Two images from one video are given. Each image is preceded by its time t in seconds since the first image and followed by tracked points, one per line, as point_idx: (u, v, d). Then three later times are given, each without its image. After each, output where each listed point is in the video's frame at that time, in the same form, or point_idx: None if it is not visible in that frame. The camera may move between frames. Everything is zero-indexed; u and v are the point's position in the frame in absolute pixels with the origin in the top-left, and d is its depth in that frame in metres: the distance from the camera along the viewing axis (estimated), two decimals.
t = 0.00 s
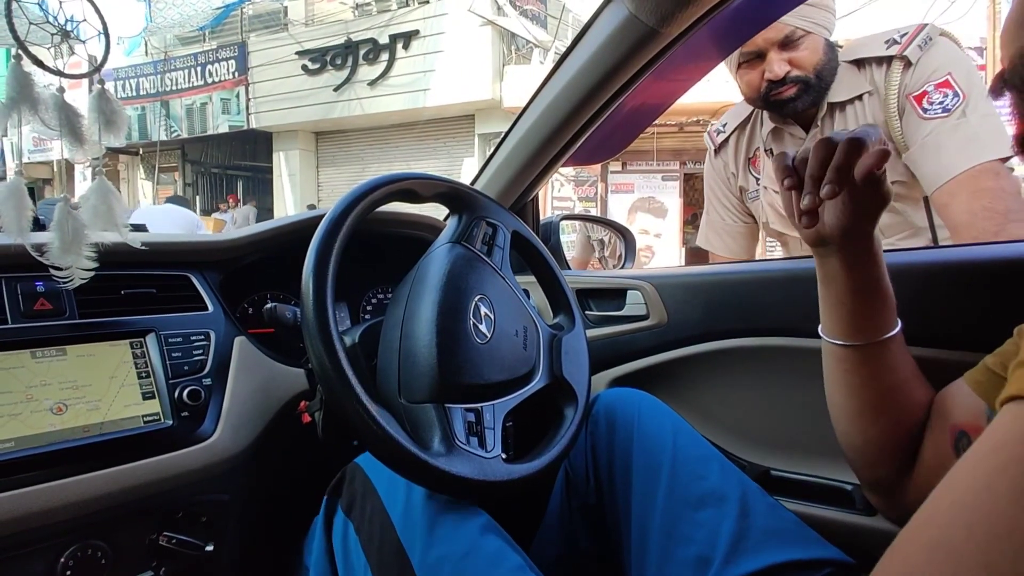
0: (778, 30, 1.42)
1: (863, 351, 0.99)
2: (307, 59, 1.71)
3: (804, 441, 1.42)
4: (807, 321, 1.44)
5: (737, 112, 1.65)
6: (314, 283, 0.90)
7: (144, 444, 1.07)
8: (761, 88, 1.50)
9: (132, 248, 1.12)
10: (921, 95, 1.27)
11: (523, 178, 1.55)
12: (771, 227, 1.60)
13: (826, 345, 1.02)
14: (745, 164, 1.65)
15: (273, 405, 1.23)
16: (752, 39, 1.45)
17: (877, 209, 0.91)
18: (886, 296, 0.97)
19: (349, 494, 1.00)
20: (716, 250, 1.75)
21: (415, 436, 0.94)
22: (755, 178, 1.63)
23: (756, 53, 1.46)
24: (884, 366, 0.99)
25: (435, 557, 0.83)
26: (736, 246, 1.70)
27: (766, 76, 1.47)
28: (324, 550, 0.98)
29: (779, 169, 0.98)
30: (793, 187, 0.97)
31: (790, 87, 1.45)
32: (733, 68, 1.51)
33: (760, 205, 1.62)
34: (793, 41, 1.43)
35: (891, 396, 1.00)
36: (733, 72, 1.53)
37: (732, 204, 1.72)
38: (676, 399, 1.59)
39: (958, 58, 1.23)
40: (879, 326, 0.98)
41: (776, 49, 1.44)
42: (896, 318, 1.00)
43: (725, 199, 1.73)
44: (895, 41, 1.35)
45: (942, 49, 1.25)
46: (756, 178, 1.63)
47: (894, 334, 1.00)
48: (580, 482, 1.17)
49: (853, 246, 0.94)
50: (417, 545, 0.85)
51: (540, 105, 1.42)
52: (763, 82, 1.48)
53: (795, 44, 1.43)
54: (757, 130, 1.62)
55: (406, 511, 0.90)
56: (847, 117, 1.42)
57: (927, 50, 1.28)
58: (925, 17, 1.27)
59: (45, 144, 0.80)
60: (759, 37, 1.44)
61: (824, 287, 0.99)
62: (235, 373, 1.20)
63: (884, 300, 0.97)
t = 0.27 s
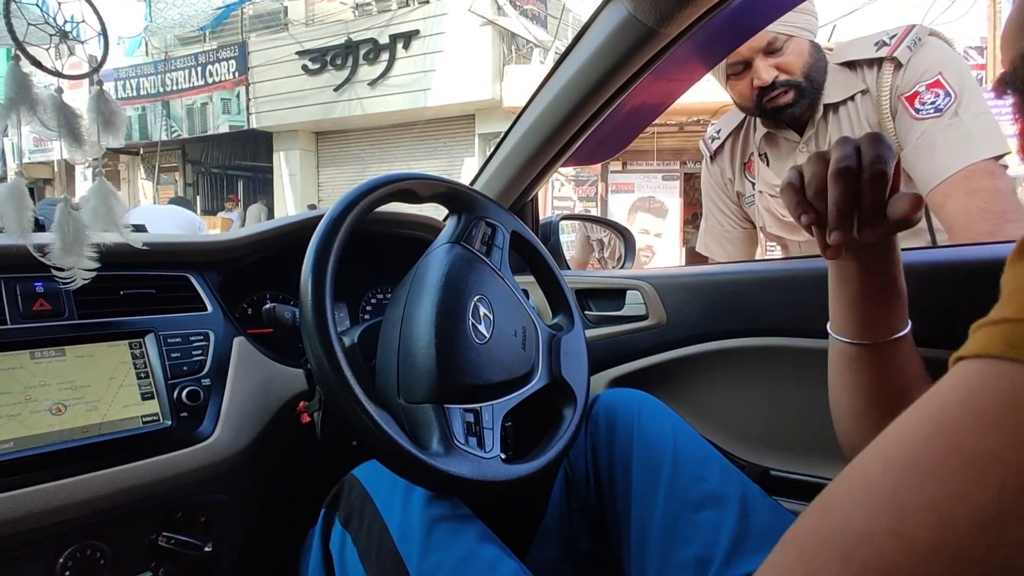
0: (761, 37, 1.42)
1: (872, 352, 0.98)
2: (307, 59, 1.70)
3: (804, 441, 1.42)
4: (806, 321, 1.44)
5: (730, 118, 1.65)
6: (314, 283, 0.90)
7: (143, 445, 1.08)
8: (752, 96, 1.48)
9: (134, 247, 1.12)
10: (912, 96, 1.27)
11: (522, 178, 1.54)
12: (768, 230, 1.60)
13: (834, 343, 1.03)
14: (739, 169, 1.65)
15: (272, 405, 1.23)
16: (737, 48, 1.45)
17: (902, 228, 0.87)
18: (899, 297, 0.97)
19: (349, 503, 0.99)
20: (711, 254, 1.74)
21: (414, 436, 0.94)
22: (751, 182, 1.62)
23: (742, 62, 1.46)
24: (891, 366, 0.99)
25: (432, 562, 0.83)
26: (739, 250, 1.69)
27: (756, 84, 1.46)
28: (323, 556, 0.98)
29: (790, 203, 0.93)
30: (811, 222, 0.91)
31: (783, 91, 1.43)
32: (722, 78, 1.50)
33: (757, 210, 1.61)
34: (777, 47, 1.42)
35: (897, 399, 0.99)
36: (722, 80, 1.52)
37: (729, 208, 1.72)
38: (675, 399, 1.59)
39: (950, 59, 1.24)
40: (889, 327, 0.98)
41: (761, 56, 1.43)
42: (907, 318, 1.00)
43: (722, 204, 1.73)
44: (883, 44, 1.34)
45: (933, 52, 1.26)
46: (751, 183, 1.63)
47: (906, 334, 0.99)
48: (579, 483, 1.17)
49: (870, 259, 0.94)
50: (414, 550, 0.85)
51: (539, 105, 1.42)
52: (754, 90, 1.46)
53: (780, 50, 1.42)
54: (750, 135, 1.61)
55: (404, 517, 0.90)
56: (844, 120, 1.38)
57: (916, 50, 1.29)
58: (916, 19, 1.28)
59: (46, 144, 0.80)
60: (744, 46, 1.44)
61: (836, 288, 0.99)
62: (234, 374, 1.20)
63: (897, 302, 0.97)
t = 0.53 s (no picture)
0: (765, 35, 1.43)
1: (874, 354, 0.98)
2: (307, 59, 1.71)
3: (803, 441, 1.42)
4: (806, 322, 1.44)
5: (733, 116, 1.67)
6: (313, 284, 0.90)
7: (142, 446, 1.08)
8: (751, 95, 1.51)
9: (131, 249, 1.13)
10: (913, 96, 1.31)
11: (522, 178, 1.54)
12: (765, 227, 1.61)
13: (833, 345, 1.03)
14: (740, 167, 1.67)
15: (272, 406, 1.23)
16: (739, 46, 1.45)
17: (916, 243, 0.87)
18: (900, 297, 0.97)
19: (355, 504, 1.00)
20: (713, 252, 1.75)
21: (413, 437, 0.94)
22: (751, 181, 1.63)
23: (742, 60, 1.47)
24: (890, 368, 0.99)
25: (436, 561, 0.83)
26: (736, 248, 1.70)
27: (755, 83, 1.48)
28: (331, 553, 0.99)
29: (799, 227, 0.93)
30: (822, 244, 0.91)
31: (782, 90, 1.46)
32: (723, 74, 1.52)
33: (757, 208, 1.62)
34: (778, 45, 1.44)
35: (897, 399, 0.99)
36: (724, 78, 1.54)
37: (729, 208, 1.73)
38: (675, 399, 1.59)
39: (951, 59, 1.27)
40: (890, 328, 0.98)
41: (762, 54, 1.45)
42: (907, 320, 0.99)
43: (722, 203, 1.74)
44: (885, 44, 1.39)
45: (934, 51, 1.30)
46: (752, 181, 1.64)
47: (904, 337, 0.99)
48: (579, 483, 1.17)
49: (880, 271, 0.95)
50: (419, 549, 0.86)
51: (539, 106, 1.42)
52: (753, 89, 1.49)
53: (781, 48, 1.44)
54: (753, 134, 1.63)
55: (410, 516, 0.91)
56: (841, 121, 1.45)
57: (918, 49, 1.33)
58: (915, 20, 1.33)
59: (46, 145, 0.80)
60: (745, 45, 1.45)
61: (839, 291, 1.00)
62: (234, 374, 1.20)
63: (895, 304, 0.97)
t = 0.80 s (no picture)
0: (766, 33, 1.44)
1: (869, 354, 0.99)
2: (307, 59, 1.71)
3: (804, 442, 1.41)
4: (806, 321, 1.43)
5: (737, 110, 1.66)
6: (312, 284, 0.90)
7: (141, 447, 1.07)
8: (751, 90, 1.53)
9: (129, 250, 1.12)
10: (915, 97, 1.28)
11: (522, 179, 1.54)
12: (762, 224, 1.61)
13: (833, 346, 1.03)
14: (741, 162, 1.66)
15: (271, 407, 1.23)
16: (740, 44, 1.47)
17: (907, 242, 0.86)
18: (895, 298, 0.97)
19: (361, 506, 0.99)
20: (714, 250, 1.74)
21: (413, 438, 0.93)
22: (751, 176, 1.63)
23: (744, 56, 1.49)
24: (891, 367, 0.99)
25: (442, 563, 0.83)
26: (734, 244, 1.69)
27: (755, 79, 1.50)
28: (336, 556, 0.98)
29: (790, 226, 0.92)
30: (814, 244, 0.90)
31: (781, 87, 1.48)
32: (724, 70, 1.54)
33: (756, 203, 1.62)
34: (779, 44, 1.46)
35: (898, 399, 0.99)
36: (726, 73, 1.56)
37: (728, 204, 1.72)
38: (675, 399, 1.59)
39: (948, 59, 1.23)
40: (889, 329, 0.98)
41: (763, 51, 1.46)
42: (904, 319, 1.00)
43: (721, 199, 1.73)
44: (886, 44, 1.37)
45: (934, 51, 1.26)
46: (752, 177, 1.64)
47: (900, 336, 0.99)
48: (579, 483, 1.17)
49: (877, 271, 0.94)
50: (425, 552, 0.86)
51: (539, 104, 1.42)
52: (753, 84, 1.51)
53: (782, 47, 1.45)
54: (753, 130, 1.63)
55: (416, 518, 0.91)
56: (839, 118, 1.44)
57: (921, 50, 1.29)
58: (917, 21, 1.30)
59: (45, 146, 0.80)
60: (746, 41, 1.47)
61: (834, 294, 0.99)
62: (233, 375, 1.20)
63: (893, 305, 0.97)
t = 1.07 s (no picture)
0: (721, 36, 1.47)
1: (867, 353, 0.98)
2: (307, 59, 1.71)
3: (805, 441, 1.41)
4: (807, 320, 1.43)
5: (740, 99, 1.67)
6: (311, 284, 0.90)
7: (141, 447, 1.07)
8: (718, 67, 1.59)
9: (128, 250, 1.12)
10: (924, 94, 1.29)
11: (522, 178, 1.54)
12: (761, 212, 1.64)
13: (829, 345, 1.02)
14: (743, 148, 1.68)
15: (272, 407, 1.23)
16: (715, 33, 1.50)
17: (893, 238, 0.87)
18: (890, 297, 0.96)
19: (359, 506, 0.99)
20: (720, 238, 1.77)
21: (412, 438, 0.93)
22: (753, 162, 1.65)
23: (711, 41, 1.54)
24: (888, 366, 0.99)
25: (442, 563, 0.83)
26: (735, 230, 1.73)
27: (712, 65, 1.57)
28: (335, 555, 0.98)
29: (775, 222, 0.93)
30: (797, 240, 0.91)
31: (726, 83, 1.55)
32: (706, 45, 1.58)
33: (756, 188, 1.63)
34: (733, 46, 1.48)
35: (896, 398, 1.00)
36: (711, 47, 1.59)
37: (731, 190, 1.74)
38: (676, 399, 1.59)
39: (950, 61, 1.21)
40: (885, 327, 0.97)
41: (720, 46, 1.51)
42: (899, 317, 0.99)
43: (724, 186, 1.75)
44: (897, 40, 1.39)
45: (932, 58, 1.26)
46: (752, 163, 1.65)
47: (899, 335, 0.99)
48: (579, 483, 1.17)
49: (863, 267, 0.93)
50: (425, 551, 0.85)
51: (540, 102, 1.42)
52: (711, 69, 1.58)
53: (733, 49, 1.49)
54: (759, 117, 1.64)
55: (415, 517, 0.91)
56: (838, 112, 1.47)
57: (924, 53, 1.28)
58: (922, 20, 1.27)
59: (45, 146, 0.80)
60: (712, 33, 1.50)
61: (827, 293, 0.98)
62: (233, 376, 1.20)
63: (887, 300, 0.96)
